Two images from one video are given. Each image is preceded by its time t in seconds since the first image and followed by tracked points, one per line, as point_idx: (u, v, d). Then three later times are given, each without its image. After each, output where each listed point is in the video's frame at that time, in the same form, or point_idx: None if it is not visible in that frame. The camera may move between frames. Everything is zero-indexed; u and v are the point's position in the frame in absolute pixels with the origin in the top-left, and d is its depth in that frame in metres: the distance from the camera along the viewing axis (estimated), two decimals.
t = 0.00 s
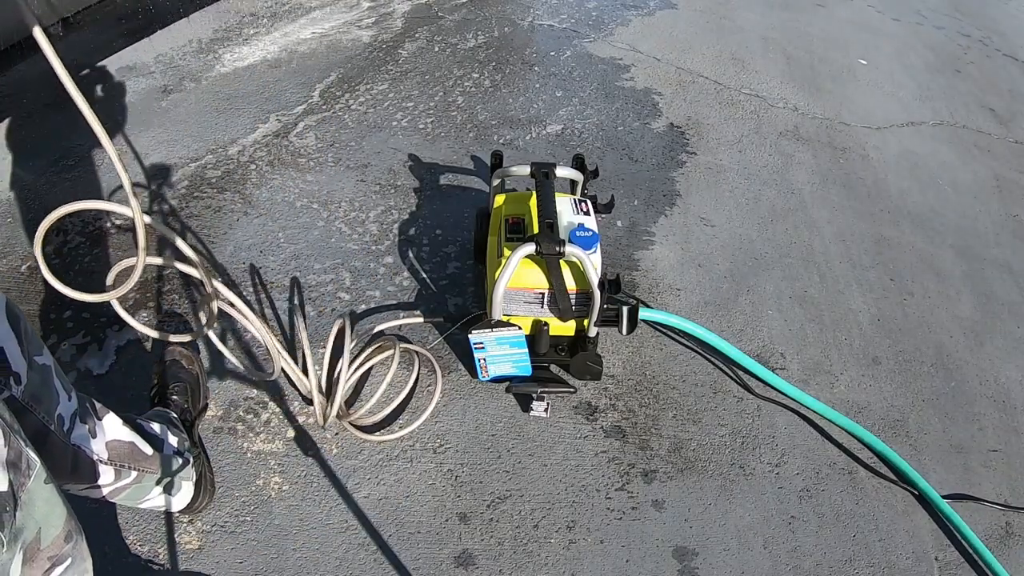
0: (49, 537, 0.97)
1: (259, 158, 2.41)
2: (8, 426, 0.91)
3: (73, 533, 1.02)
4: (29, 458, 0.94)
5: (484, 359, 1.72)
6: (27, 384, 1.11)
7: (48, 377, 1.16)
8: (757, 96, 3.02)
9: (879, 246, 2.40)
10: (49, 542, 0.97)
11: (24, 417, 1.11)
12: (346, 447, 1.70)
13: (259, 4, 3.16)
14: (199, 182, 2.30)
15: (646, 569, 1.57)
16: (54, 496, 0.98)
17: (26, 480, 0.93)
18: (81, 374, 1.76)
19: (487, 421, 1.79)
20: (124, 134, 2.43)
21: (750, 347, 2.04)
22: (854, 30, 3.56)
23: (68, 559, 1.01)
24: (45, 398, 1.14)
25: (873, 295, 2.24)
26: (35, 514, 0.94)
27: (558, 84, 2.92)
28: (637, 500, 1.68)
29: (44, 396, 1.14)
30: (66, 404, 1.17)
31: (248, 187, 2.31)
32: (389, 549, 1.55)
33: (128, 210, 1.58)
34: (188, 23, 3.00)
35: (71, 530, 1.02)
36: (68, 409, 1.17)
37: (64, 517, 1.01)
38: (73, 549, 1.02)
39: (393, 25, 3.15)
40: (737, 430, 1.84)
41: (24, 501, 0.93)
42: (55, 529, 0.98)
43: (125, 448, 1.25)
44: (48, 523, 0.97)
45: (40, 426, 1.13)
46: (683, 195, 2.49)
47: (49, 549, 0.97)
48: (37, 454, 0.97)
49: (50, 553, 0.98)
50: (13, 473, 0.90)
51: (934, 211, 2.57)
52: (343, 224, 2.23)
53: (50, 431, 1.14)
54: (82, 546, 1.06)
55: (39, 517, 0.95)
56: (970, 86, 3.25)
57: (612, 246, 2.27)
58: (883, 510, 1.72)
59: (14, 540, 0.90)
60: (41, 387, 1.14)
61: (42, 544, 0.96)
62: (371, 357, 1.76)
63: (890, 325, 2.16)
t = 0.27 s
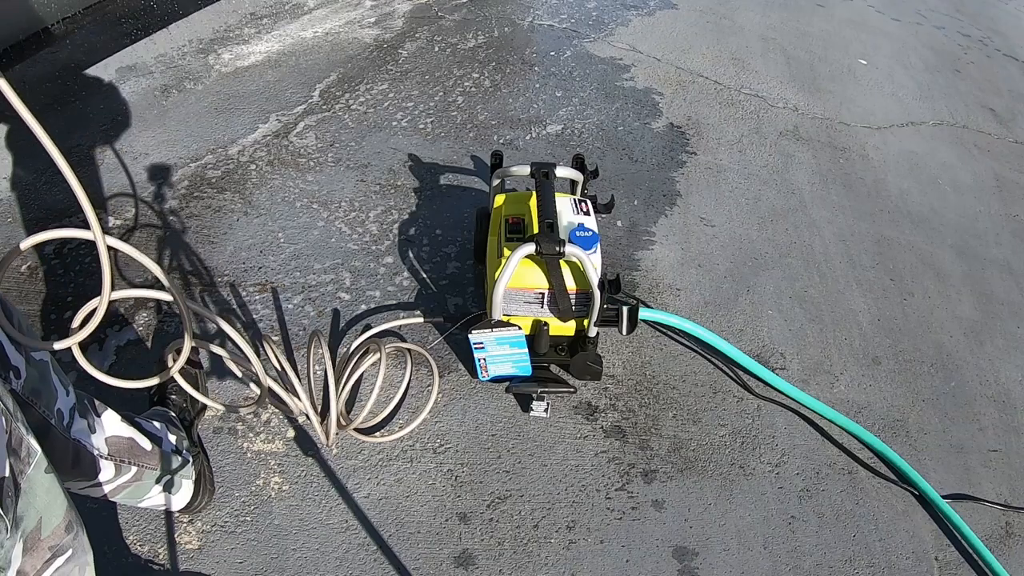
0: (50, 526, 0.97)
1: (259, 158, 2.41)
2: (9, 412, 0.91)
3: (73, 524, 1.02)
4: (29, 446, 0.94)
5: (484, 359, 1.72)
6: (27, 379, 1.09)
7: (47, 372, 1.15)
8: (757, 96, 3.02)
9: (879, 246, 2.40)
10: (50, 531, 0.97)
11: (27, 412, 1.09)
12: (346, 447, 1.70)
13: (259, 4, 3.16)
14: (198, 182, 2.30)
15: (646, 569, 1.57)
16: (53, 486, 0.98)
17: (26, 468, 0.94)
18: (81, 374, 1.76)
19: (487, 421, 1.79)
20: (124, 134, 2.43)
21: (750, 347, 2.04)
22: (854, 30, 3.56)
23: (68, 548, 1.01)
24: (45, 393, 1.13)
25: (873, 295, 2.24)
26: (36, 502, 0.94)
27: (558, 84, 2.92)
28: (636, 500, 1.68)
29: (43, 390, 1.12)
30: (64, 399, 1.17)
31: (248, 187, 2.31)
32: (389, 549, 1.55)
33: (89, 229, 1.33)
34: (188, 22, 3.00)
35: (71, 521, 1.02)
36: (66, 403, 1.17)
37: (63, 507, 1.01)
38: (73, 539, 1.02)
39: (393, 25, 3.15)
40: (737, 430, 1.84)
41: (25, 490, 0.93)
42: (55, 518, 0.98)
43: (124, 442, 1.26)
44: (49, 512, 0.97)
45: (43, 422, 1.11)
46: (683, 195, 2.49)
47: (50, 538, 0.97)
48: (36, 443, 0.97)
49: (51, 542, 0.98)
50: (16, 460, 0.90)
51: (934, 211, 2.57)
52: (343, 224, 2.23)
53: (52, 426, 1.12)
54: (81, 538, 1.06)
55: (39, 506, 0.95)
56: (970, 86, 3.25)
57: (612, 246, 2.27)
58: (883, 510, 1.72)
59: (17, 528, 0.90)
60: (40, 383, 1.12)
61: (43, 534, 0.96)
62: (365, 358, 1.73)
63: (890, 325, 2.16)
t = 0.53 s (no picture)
0: (49, 531, 0.97)
1: (259, 158, 2.41)
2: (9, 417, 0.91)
3: (73, 528, 1.02)
4: (29, 451, 0.94)
5: (484, 359, 1.72)
6: (28, 380, 1.10)
7: (48, 374, 1.15)
8: (757, 96, 3.02)
9: (879, 246, 2.40)
10: (50, 536, 0.97)
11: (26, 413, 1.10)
12: (346, 447, 1.70)
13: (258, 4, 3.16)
14: (198, 182, 2.30)
15: (646, 569, 1.57)
16: (54, 490, 0.98)
17: (25, 473, 0.94)
18: (82, 374, 1.76)
19: (487, 421, 1.79)
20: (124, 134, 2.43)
21: (750, 347, 2.04)
22: (854, 30, 3.56)
23: (68, 553, 1.01)
24: (45, 394, 1.14)
25: (873, 295, 2.24)
26: (35, 507, 0.94)
27: (558, 84, 2.92)
28: (637, 500, 1.68)
29: (44, 391, 1.13)
30: (65, 400, 1.17)
31: (248, 187, 2.31)
32: (389, 549, 1.55)
33: (93, 162, 1.53)
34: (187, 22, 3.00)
35: (72, 525, 1.02)
36: (67, 405, 1.17)
37: (64, 512, 1.01)
38: (73, 543, 1.02)
39: (393, 25, 3.15)
40: (737, 430, 1.84)
41: (24, 494, 0.93)
42: (55, 523, 0.98)
43: (124, 443, 1.26)
44: (48, 517, 0.97)
45: (42, 423, 1.12)
46: (683, 195, 2.49)
47: (49, 542, 0.97)
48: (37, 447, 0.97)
49: (50, 547, 0.97)
50: (13, 465, 0.90)
51: (934, 211, 2.57)
52: (343, 224, 2.23)
53: (51, 427, 1.13)
54: (82, 542, 1.05)
55: (39, 511, 0.95)
56: (970, 86, 3.25)
57: (612, 246, 2.27)
58: (883, 511, 1.72)
59: (14, 532, 0.90)
60: (42, 384, 1.13)
61: (42, 538, 0.96)
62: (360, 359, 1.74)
63: (890, 325, 2.16)
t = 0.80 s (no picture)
0: (49, 538, 0.97)
1: (259, 158, 2.41)
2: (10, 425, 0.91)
3: (73, 533, 1.02)
4: (30, 459, 0.94)
5: (484, 359, 1.72)
6: (31, 381, 1.11)
7: (52, 375, 1.15)
8: (757, 96, 3.02)
9: (879, 246, 2.40)
10: (50, 541, 0.97)
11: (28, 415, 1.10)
12: (346, 448, 1.70)
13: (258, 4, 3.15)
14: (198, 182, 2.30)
15: (647, 569, 1.57)
16: (54, 496, 0.98)
17: (26, 480, 0.93)
18: (81, 373, 1.76)
19: (487, 421, 1.79)
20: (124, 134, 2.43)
21: (750, 347, 2.04)
22: (854, 30, 3.56)
23: (67, 560, 1.01)
24: (48, 395, 1.13)
25: (873, 295, 2.24)
26: (36, 513, 0.94)
27: (558, 84, 2.92)
28: (637, 500, 1.68)
29: (47, 393, 1.13)
30: (69, 401, 1.16)
31: (247, 187, 2.31)
32: (389, 548, 1.55)
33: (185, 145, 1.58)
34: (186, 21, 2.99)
35: (72, 531, 1.02)
36: (71, 406, 1.17)
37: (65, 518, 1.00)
38: (74, 549, 1.02)
39: (393, 25, 3.15)
40: (737, 430, 1.84)
41: (25, 502, 0.93)
42: (55, 530, 0.98)
43: (126, 445, 1.26)
44: (48, 523, 0.97)
45: (44, 426, 1.12)
46: (683, 195, 2.49)
47: (49, 548, 0.97)
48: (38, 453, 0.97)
49: (51, 554, 0.97)
50: (14, 474, 0.90)
51: (934, 211, 2.57)
52: (343, 224, 2.23)
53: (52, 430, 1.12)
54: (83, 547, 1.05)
55: (40, 517, 0.95)
56: (970, 85, 3.25)
57: (612, 246, 2.26)
58: (882, 511, 1.72)
59: (13, 539, 0.90)
60: (45, 385, 1.13)
61: (42, 544, 0.96)
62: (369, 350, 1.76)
63: (890, 325, 2.16)
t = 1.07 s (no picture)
0: (52, 528, 0.97)
1: (259, 158, 2.41)
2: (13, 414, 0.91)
3: (76, 524, 1.02)
4: (33, 449, 0.94)
5: (484, 359, 1.72)
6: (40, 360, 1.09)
7: (64, 354, 1.14)
8: (757, 96, 3.02)
9: (879, 246, 2.40)
10: (52, 532, 0.97)
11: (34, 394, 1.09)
12: (346, 448, 1.70)
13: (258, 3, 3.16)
14: (198, 182, 2.30)
15: (647, 569, 1.57)
16: (56, 487, 0.98)
17: (29, 470, 0.94)
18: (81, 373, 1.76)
19: (487, 421, 1.79)
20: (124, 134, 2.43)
21: (750, 347, 2.04)
22: (854, 30, 3.56)
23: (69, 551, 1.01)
24: (57, 374, 1.13)
25: (872, 295, 2.24)
26: (38, 503, 0.94)
27: (558, 84, 2.92)
28: (637, 500, 1.68)
29: (55, 372, 1.12)
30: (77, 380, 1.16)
31: (247, 187, 2.31)
32: (389, 548, 1.55)
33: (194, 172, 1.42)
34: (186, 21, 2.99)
35: (75, 522, 1.02)
36: (77, 386, 1.17)
37: (67, 510, 1.01)
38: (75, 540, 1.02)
39: (393, 25, 3.15)
40: (737, 430, 1.84)
41: (27, 492, 0.93)
42: (58, 521, 0.98)
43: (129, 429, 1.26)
44: (51, 514, 0.97)
45: (49, 405, 1.10)
46: (683, 195, 2.49)
47: (51, 539, 0.97)
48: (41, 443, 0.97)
49: (53, 544, 0.97)
50: (17, 463, 0.90)
51: (934, 211, 2.57)
52: (343, 224, 2.23)
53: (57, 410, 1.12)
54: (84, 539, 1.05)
55: (42, 507, 0.95)
56: (970, 85, 3.25)
57: (612, 246, 2.26)
58: (883, 511, 1.72)
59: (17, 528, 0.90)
60: (54, 365, 1.12)
61: (45, 534, 0.96)
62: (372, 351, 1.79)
63: (890, 325, 2.16)
